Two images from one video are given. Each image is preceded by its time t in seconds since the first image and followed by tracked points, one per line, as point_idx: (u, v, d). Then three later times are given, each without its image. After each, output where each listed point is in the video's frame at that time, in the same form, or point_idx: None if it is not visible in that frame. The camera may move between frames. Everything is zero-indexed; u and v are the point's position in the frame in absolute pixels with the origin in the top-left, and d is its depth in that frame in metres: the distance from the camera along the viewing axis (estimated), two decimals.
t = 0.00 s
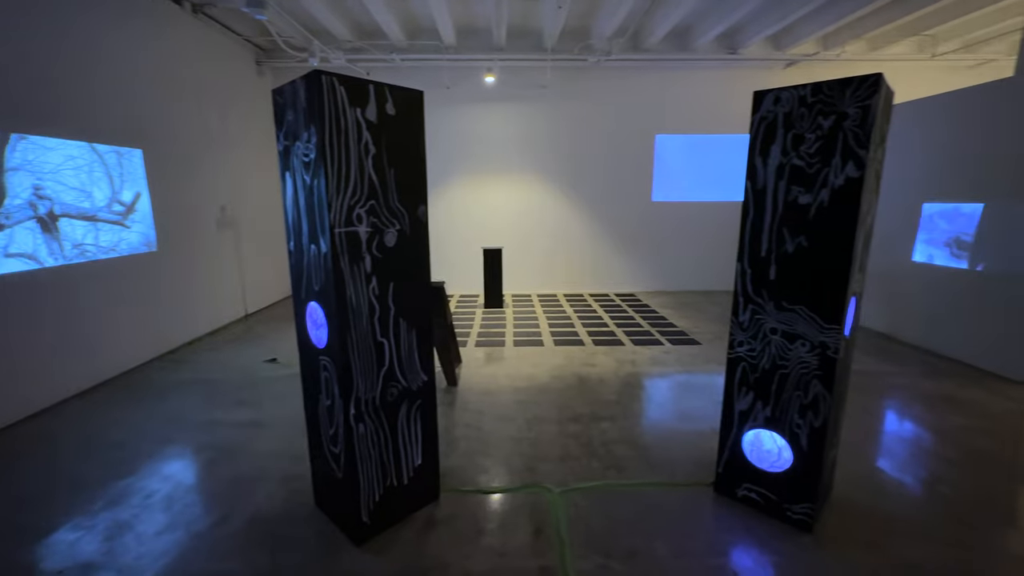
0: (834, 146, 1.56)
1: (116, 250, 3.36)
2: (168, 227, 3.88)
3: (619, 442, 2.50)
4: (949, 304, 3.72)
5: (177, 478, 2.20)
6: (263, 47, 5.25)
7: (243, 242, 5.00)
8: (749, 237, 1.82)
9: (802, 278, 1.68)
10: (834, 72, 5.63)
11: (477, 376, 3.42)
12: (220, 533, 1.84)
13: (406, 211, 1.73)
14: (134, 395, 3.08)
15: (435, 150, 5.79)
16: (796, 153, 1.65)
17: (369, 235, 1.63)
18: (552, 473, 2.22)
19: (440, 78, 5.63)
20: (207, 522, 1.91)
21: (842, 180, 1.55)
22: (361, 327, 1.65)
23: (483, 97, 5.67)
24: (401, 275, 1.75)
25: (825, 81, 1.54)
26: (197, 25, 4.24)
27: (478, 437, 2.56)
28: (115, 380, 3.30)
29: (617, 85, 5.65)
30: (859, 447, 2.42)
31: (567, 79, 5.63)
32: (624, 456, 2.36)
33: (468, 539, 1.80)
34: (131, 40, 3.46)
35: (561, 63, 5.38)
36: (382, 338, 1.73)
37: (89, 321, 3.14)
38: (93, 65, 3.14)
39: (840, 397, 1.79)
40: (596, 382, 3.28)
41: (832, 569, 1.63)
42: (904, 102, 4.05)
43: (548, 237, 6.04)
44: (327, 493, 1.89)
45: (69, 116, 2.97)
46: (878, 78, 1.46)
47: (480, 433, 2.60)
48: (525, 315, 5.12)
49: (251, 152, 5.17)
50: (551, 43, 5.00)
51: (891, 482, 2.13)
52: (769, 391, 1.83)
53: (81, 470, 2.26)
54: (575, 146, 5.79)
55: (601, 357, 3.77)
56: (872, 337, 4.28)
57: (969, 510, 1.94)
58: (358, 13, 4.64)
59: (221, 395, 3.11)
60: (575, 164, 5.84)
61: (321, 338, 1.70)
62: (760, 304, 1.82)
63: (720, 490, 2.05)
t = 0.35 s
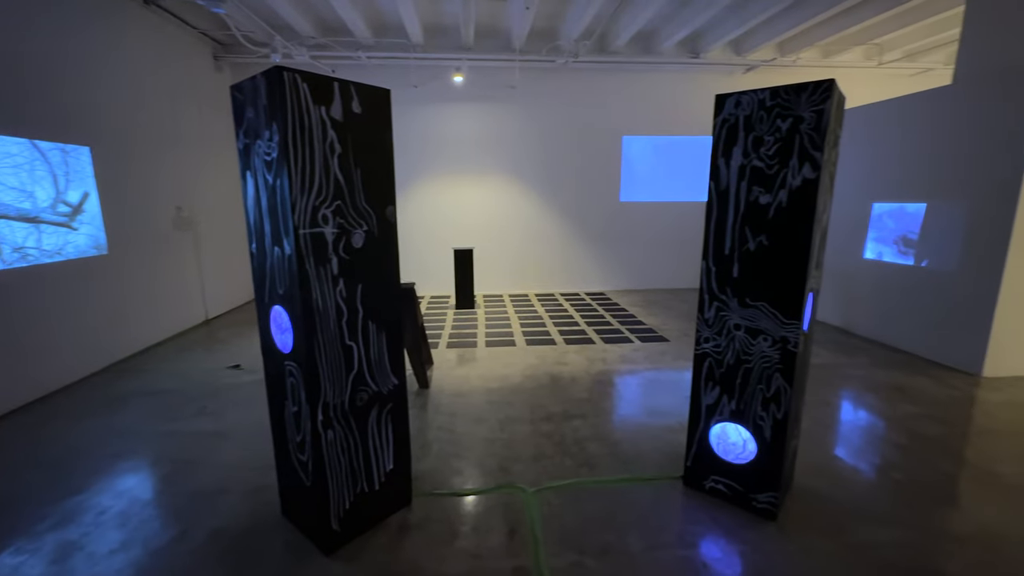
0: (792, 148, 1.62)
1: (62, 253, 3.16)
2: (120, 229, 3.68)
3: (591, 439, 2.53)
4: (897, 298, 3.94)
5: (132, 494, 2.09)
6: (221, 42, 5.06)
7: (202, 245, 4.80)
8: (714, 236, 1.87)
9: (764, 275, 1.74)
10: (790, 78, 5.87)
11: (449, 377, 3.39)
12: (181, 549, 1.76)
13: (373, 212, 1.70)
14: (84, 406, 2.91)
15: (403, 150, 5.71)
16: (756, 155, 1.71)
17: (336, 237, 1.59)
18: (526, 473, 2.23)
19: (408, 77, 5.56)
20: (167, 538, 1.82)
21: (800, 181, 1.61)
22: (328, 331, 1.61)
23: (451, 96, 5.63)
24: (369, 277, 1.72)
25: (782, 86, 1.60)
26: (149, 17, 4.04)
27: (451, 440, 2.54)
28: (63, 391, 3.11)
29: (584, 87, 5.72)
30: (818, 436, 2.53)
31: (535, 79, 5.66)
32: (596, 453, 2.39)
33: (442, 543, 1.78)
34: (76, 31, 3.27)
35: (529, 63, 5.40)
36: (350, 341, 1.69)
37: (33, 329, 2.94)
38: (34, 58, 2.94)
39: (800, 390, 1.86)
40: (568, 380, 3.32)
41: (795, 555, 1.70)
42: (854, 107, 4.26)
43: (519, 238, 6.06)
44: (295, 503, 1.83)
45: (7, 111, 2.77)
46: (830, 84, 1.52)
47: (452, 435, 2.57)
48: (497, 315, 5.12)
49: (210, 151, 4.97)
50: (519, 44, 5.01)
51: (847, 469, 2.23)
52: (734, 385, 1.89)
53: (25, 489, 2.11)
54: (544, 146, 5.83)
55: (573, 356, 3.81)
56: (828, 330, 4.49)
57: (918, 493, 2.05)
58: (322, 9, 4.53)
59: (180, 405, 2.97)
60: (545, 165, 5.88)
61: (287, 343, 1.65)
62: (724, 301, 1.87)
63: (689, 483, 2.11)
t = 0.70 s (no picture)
0: (748, 150, 1.68)
1: None
2: (60, 231, 3.44)
3: (561, 437, 2.55)
4: (845, 293, 4.16)
5: (77, 514, 1.96)
6: (171, 34, 4.82)
7: (151, 247, 4.55)
8: (676, 235, 1.92)
9: (724, 273, 1.80)
10: (746, 83, 6.11)
11: (417, 380, 3.35)
12: (132, 570, 1.66)
13: (336, 213, 1.65)
14: (20, 422, 2.70)
15: (366, 150, 5.60)
16: (714, 157, 1.77)
17: (297, 238, 1.54)
18: (496, 474, 2.22)
19: (371, 75, 5.45)
20: (116, 559, 1.71)
21: (756, 182, 1.67)
22: (289, 336, 1.56)
23: (416, 95, 5.56)
24: (333, 279, 1.67)
25: (738, 91, 1.66)
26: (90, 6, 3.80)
27: (419, 443, 2.50)
28: None
29: (550, 88, 5.77)
30: (776, 427, 2.63)
31: (501, 80, 5.66)
32: (566, 452, 2.41)
33: (412, 549, 1.75)
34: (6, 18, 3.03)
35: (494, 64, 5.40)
36: (314, 346, 1.64)
37: None
38: None
39: (759, 383, 1.93)
40: (537, 379, 3.33)
41: (756, 542, 1.76)
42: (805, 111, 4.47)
43: (487, 238, 6.05)
44: (257, 516, 1.76)
45: None
46: (783, 89, 1.59)
47: (421, 439, 2.54)
48: (465, 316, 5.09)
49: (159, 148, 4.72)
50: (484, 44, 5.00)
51: (803, 457, 2.34)
52: (697, 380, 1.95)
53: None
54: (511, 147, 5.84)
55: (541, 355, 3.83)
56: (783, 325, 4.70)
57: (867, 477, 2.17)
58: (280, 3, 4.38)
59: (130, 417, 2.81)
60: (512, 166, 5.89)
61: (245, 349, 1.58)
62: (687, 299, 1.93)
63: (656, 477, 2.15)
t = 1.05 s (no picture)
0: (715, 152, 1.73)
1: None
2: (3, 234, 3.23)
3: (536, 437, 2.56)
4: (807, 290, 4.33)
5: (26, 533, 1.84)
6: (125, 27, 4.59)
7: (106, 250, 4.33)
8: (647, 234, 1.95)
9: (694, 271, 1.84)
10: (712, 86, 6.28)
11: (390, 383, 3.30)
12: None
13: (304, 214, 1.61)
14: None
15: (336, 149, 5.48)
16: (683, 158, 1.81)
17: (262, 240, 1.49)
18: (472, 476, 2.21)
19: (339, 73, 5.34)
20: None
21: (722, 182, 1.72)
22: (256, 341, 1.51)
23: (387, 94, 5.48)
24: (301, 281, 1.63)
25: (704, 93, 1.71)
26: None
27: (394, 447, 2.46)
28: None
29: (522, 89, 5.78)
30: (744, 421, 2.72)
31: (473, 80, 5.64)
32: (542, 451, 2.41)
33: (387, 554, 1.73)
34: None
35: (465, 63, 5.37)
36: (282, 350, 1.59)
37: None
38: None
39: (727, 378, 1.99)
40: (513, 379, 3.33)
41: (726, 533, 1.81)
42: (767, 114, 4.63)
43: (461, 238, 6.02)
44: (224, 527, 1.70)
45: None
46: (746, 92, 1.64)
47: (396, 443, 2.50)
48: (439, 317, 5.05)
49: (114, 146, 4.50)
50: (456, 43, 4.97)
51: (770, 449, 2.42)
52: (668, 377, 1.98)
53: None
54: (484, 147, 5.83)
55: (516, 355, 3.83)
56: (750, 321, 4.86)
57: (828, 465, 2.27)
58: None
59: (84, 429, 2.66)
60: (485, 166, 5.88)
61: (209, 355, 1.52)
62: (658, 297, 1.96)
63: (630, 473, 2.19)
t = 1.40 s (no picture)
0: (681, 153, 1.76)
1: None
2: None
3: (510, 437, 2.56)
4: (769, 287, 4.49)
5: None
6: (71, 17, 4.34)
7: (52, 253, 4.07)
8: (616, 234, 1.98)
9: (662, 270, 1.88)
10: (677, 89, 6.45)
11: (361, 387, 3.23)
12: None
13: (267, 215, 1.56)
14: None
15: (301, 148, 5.34)
16: (650, 159, 1.84)
17: (223, 242, 1.43)
18: (446, 478, 2.19)
19: (304, 70, 5.20)
20: None
21: (688, 183, 1.76)
22: (218, 347, 1.45)
23: (354, 92, 5.37)
24: (265, 284, 1.58)
25: (670, 96, 1.75)
26: None
27: (365, 452, 2.42)
28: None
29: (492, 89, 5.78)
30: (712, 415, 2.79)
31: (442, 79, 5.60)
32: (516, 451, 2.42)
33: (358, 562, 1.69)
34: None
35: (435, 62, 5.32)
36: (246, 356, 1.53)
37: None
38: None
39: (695, 373, 2.04)
40: (486, 380, 3.32)
41: (696, 525, 1.85)
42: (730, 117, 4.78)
43: (432, 239, 5.97)
44: (185, 542, 1.62)
45: None
46: (710, 95, 1.69)
47: (367, 447, 2.45)
48: (410, 318, 4.99)
49: (60, 143, 4.24)
50: (424, 42, 4.92)
51: (737, 441, 2.49)
52: (639, 374, 2.02)
53: None
54: (454, 147, 5.80)
55: (490, 355, 3.83)
56: (716, 317, 5.01)
57: (790, 455, 2.36)
58: None
59: (29, 443, 2.50)
60: (456, 165, 5.85)
61: (166, 363, 1.45)
62: (628, 296, 2.00)
63: (603, 470, 2.22)
